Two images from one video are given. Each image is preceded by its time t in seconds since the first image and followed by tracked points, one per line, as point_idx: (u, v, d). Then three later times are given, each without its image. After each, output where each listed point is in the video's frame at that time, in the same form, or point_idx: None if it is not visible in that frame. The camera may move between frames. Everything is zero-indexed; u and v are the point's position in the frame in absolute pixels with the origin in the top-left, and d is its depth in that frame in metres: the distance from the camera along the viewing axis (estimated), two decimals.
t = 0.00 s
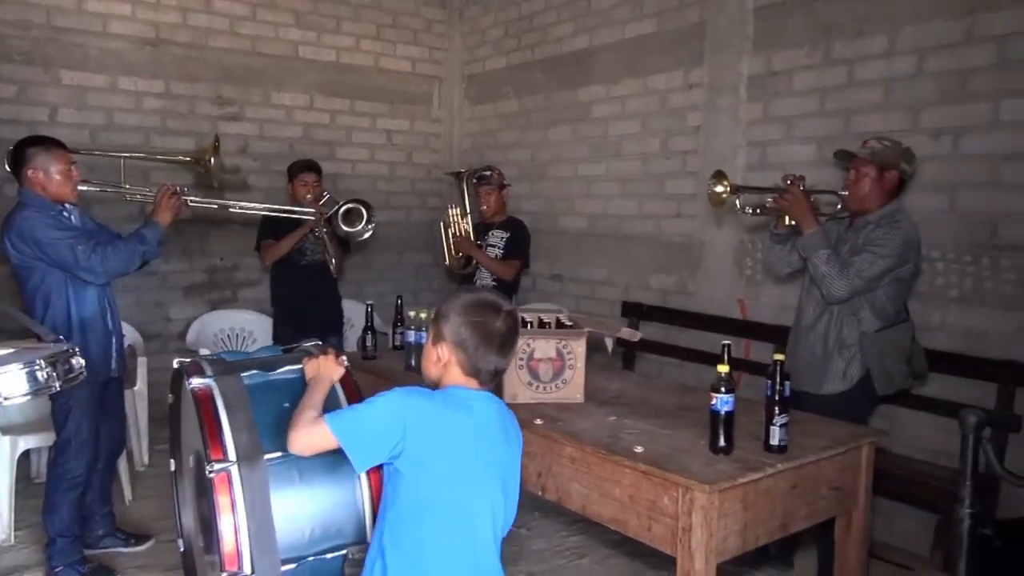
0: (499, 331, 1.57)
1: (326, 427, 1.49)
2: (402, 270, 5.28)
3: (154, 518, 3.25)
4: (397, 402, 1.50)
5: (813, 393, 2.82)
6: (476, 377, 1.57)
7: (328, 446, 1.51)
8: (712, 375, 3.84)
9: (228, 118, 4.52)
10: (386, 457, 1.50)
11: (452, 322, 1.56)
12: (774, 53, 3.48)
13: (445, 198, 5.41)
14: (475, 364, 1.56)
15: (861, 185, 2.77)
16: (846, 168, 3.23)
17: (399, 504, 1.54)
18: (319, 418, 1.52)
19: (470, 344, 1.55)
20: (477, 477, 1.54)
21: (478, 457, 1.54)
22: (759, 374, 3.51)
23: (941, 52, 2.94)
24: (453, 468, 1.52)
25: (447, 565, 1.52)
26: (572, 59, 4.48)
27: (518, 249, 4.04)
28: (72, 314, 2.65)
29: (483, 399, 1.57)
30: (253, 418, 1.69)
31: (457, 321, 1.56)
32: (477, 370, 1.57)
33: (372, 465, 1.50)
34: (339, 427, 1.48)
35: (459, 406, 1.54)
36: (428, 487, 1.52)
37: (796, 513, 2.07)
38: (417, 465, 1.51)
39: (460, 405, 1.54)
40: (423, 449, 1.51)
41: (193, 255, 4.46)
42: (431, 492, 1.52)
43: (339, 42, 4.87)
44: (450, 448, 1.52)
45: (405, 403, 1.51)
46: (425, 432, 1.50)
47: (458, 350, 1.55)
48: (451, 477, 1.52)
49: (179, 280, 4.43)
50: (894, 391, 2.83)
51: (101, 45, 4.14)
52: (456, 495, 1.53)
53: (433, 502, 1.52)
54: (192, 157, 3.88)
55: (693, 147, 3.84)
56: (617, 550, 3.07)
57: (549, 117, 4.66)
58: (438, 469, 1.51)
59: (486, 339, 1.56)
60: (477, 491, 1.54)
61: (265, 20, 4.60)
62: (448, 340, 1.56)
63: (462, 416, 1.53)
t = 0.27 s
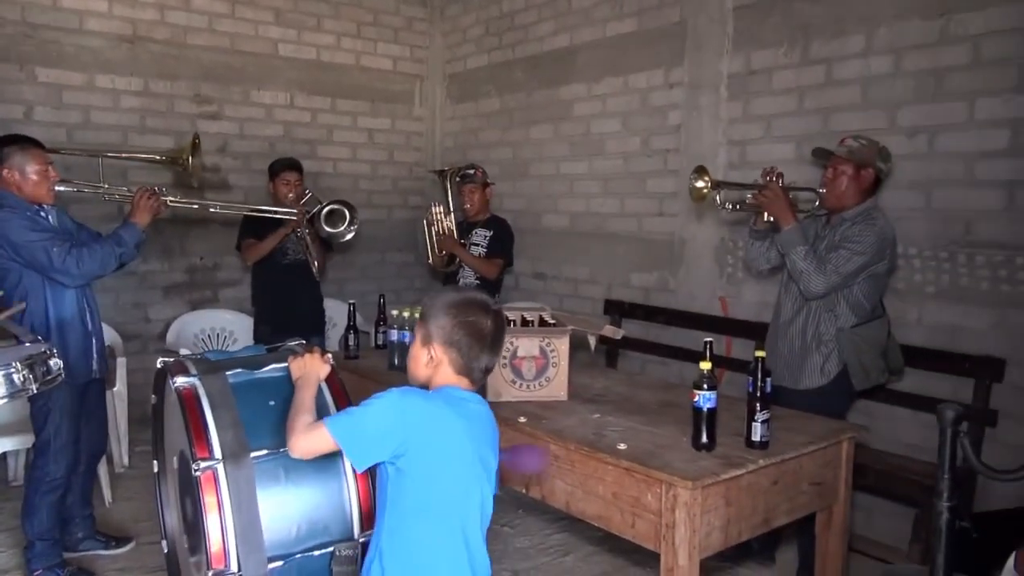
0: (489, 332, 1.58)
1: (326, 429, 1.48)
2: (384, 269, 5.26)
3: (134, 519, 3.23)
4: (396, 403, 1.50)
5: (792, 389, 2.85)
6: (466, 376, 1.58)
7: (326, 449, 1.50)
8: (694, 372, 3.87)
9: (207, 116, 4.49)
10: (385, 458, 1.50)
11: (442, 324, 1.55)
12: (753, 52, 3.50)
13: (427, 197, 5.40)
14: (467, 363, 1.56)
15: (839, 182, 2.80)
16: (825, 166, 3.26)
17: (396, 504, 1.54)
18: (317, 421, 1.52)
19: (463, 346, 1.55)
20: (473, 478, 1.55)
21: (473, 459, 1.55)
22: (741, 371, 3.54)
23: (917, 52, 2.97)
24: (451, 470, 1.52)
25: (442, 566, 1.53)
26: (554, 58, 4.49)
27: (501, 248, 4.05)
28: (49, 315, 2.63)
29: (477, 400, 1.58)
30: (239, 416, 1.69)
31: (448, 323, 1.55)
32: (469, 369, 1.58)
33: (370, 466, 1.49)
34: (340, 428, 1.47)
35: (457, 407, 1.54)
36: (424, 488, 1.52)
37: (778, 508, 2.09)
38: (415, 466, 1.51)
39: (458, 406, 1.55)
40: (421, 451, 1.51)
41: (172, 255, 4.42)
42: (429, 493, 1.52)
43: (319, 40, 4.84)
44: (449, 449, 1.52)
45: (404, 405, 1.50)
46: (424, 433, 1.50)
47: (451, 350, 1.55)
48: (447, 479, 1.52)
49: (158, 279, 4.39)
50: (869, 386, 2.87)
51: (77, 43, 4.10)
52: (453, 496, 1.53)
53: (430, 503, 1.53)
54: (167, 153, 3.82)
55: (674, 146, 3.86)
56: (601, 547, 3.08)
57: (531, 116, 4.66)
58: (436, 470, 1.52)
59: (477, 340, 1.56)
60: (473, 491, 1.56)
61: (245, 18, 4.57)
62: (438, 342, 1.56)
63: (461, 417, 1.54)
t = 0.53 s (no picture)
0: (481, 332, 1.58)
1: (315, 434, 1.48)
2: (372, 268, 5.25)
3: (119, 520, 3.21)
4: (389, 410, 1.50)
5: (781, 387, 2.86)
6: (461, 380, 1.58)
7: (314, 453, 1.50)
8: (681, 370, 3.88)
9: (192, 113, 4.46)
10: (380, 465, 1.50)
11: (433, 330, 1.55)
12: (740, 51, 3.52)
13: (414, 195, 5.39)
14: (460, 368, 1.56)
15: (825, 181, 2.82)
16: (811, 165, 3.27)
17: (390, 509, 1.54)
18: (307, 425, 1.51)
19: (456, 349, 1.55)
20: (468, 481, 1.56)
21: (468, 462, 1.55)
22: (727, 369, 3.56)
23: (901, 52, 2.99)
24: (446, 474, 1.53)
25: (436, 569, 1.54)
26: (541, 56, 4.49)
27: (489, 246, 4.05)
28: (35, 314, 2.61)
29: (472, 403, 1.58)
30: (216, 419, 1.68)
31: (440, 329, 1.54)
32: (462, 372, 1.57)
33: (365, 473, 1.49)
34: (334, 436, 1.46)
35: (451, 411, 1.54)
36: (420, 494, 1.52)
37: (764, 505, 2.11)
38: (410, 471, 1.52)
39: (452, 410, 1.55)
40: (416, 457, 1.51)
41: (157, 253, 4.39)
42: (423, 497, 1.53)
43: (305, 37, 4.82)
44: (444, 452, 1.53)
45: (397, 412, 1.50)
46: (419, 439, 1.51)
47: (445, 357, 1.55)
48: (442, 483, 1.53)
49: (143, 278, 4.36)
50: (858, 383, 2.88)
51: (61, 39, 4.07)
52: (449, 499, 1.54)
53: (425, 508, 1.53)
54: (151, 154, 3.78)
55: (661, 144, 3.88)
56: (588, 544, 3.09)
57: (518, 114, 4.67)
58: (431, 474, 1.52)
59: (471, 341, 1.56)
60: (468, 494, 1.56)
61: (230, 15, 4.54)
62: (432, 346, 1.55)
63: (455, 420, 1.54)
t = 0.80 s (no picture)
0: (456, 332, 1.58)
1: (286, 435, 1.49)
2: (354, 266, 5.24)
3: (99, 521, 3.18)
4: (356, 410, 1.50)
5: (764, 384, 2.88)
6: (440, 381, 1.58)
7: (288, 454, 1.51)
8: (663, 367, 3.90)
9: (172, 111, 4.43)
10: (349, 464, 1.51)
11: (408, 331, 1.55)
12: (721, 50, 3.54)
13: (396, 193, 5.38)
14: (435, 370, 1.56)
15: (807, 180, 2.84)
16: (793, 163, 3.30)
17: (366, 508, 1.55)
18: (279, 426, 1.52)
19: (429, 351, 1.55)
20: (443, 482, 1.55)
21: (443, 463, 1.54)
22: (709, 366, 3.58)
23: (880, 52, 3.02)
24: (418, 474, 1.53)
25: (412, 569, 1.53)
26: (524, 54, 4.49)
27: (471, 244, 4.05)
28: (13, 314, 2.58)
29: (450, 402, 1.57)
30: (204, 416, 1.67)
31: (415, 330, 1.55)
32: (438, 374, 1.57)
33: (335, 472, 1.51)
34: (298, 435, 1.47)
35: (423, 411, 1.54)
36: (392, 494, 1.52)
37: (745, 500, 2.12)
38: (381, 470, 1.52)
39: (424, 410, 1.54)
40: (385, 457, 1.51)
41: (137, 252, 4.36)
42: (396, 496, 1.53)
43: (287, 34, 4.79)
44: (413, 452, 1.52)
45: (364, 412, 1.50)
46: (387, 439, 1.51)
47: (421, 359, 1.55)
48: (415, 483, 1.52)
49: (122, 277, 4.33)
50: (841, 381, 2.91)
51: (37, 35, 4.02)
52: (422, 499, 1.53)
53: (398, 507, 1.53)
54: (131, 150, 3.75)
55: (643, 143, 3.89)
56: (572, 542, 3.10)
57: (500, 112, 4.67)
58: (402, 473, 1.52)
59: (446, 341, 1.56)
60: (444, 494, 1.55)
61: (210, 12, 4.51)
62: (407, 348, 1.55)
63: (427, 420, 1.54)
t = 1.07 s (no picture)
0: (445, 327, 1.59)
1: (288, 425, 1.48)
2: (332, 265, 5.21)
3: (73, 525, 3.14)
4: (358, 404, 1.49)
5: (742, 380, 2.90)
6: (425, 374, 1.59)
7: (288, 444, 1.50)
8: (641, 365, 3.92)
9: (146, 108, 4.38)
10: (349, 458, 1.49)
11: (399, 324, 1.55)
12: (697, 50, 3.56)
13: (374, 192, 5.36)
14: (423, 362, 1.57)
15: (785, 178, 2.87)
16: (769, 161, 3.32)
17: (357, 502, 1.54)
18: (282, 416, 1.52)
19: (420, 344, 1.55)
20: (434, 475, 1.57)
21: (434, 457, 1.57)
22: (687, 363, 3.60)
23: (852, 51, 3.06)
24: (414, 468, 1.54)
25: (400, 563, 1.55)
26: (501, 53, 4.50)
27: (450, 243, 4.04)
28: None
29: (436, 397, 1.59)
30: (182, 415, 1.66)
31: (405, 323, 1.55)
32: (425, 367, 1.58)
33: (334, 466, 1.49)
34: (305, 430, 1.45)
35: (421, 406, 1.55)
36: (389, 488, 1.53)
37: (721, 495, 2.14)
38: (378, 464, 1.52)
39: (420, 404, 1.55)
40: (385, 452, 1.51)
41: (111, 252, 4.31)
42: (391, 490, 1.53)
43: (262, 32, 4.76)
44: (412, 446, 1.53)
45: (365, 406, 1.50)
46: (388, 434, 1.50)
47: (409, 350, 1.55)
48: (411, 477, 1.54)
49: (96, 277, 4.28)
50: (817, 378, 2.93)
51: (7, 32, 3.96)
52: (415, 493, 1.55)
53: (391, 501, 1.54)
54: (102, 149, 3.70)
55: (621, 141, 3.91)
56: (551, 539, 3.11)
57: (478, 111, 4.67)
58: (399, 468, 1.53)
59: (434, 336, 1.57)
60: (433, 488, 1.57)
61: (185, 8, 4.47)
62: (393, 340, 1.55)
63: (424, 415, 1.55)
